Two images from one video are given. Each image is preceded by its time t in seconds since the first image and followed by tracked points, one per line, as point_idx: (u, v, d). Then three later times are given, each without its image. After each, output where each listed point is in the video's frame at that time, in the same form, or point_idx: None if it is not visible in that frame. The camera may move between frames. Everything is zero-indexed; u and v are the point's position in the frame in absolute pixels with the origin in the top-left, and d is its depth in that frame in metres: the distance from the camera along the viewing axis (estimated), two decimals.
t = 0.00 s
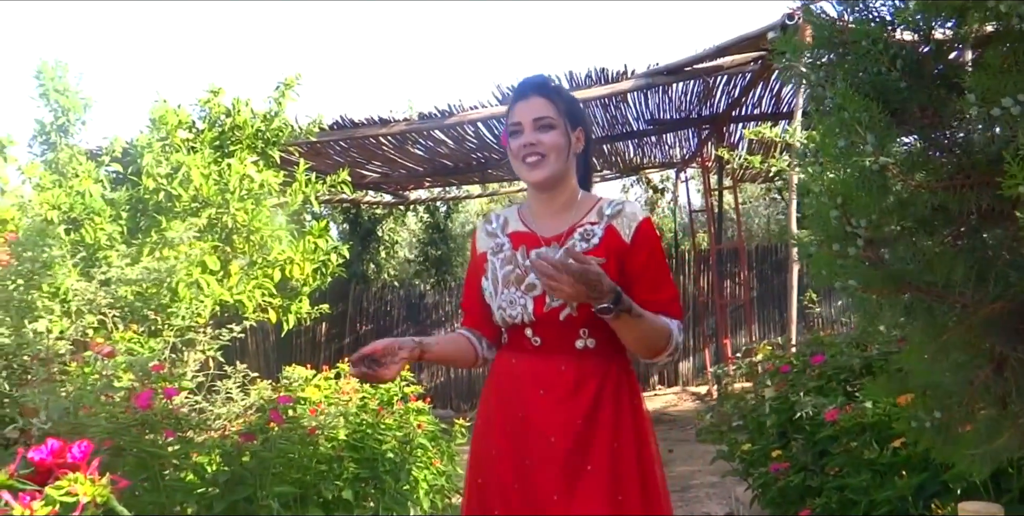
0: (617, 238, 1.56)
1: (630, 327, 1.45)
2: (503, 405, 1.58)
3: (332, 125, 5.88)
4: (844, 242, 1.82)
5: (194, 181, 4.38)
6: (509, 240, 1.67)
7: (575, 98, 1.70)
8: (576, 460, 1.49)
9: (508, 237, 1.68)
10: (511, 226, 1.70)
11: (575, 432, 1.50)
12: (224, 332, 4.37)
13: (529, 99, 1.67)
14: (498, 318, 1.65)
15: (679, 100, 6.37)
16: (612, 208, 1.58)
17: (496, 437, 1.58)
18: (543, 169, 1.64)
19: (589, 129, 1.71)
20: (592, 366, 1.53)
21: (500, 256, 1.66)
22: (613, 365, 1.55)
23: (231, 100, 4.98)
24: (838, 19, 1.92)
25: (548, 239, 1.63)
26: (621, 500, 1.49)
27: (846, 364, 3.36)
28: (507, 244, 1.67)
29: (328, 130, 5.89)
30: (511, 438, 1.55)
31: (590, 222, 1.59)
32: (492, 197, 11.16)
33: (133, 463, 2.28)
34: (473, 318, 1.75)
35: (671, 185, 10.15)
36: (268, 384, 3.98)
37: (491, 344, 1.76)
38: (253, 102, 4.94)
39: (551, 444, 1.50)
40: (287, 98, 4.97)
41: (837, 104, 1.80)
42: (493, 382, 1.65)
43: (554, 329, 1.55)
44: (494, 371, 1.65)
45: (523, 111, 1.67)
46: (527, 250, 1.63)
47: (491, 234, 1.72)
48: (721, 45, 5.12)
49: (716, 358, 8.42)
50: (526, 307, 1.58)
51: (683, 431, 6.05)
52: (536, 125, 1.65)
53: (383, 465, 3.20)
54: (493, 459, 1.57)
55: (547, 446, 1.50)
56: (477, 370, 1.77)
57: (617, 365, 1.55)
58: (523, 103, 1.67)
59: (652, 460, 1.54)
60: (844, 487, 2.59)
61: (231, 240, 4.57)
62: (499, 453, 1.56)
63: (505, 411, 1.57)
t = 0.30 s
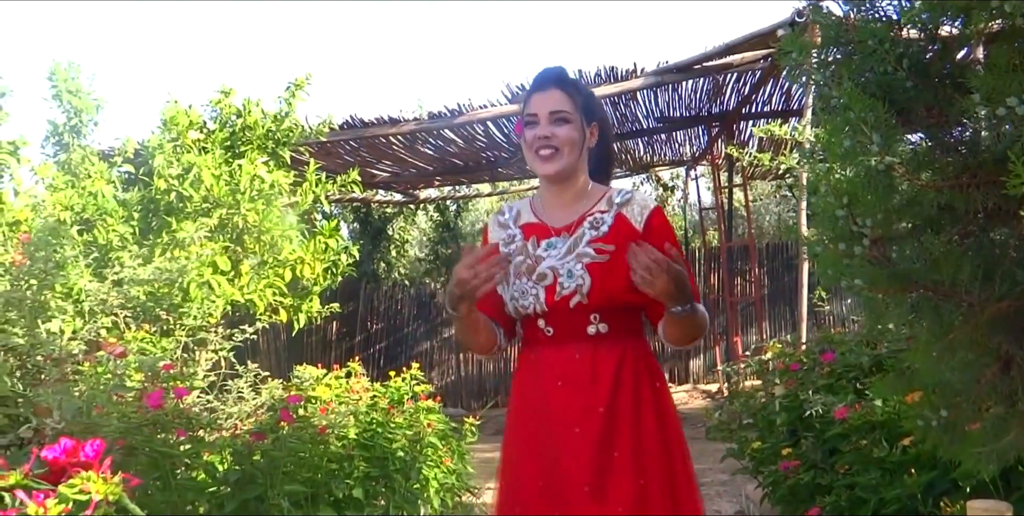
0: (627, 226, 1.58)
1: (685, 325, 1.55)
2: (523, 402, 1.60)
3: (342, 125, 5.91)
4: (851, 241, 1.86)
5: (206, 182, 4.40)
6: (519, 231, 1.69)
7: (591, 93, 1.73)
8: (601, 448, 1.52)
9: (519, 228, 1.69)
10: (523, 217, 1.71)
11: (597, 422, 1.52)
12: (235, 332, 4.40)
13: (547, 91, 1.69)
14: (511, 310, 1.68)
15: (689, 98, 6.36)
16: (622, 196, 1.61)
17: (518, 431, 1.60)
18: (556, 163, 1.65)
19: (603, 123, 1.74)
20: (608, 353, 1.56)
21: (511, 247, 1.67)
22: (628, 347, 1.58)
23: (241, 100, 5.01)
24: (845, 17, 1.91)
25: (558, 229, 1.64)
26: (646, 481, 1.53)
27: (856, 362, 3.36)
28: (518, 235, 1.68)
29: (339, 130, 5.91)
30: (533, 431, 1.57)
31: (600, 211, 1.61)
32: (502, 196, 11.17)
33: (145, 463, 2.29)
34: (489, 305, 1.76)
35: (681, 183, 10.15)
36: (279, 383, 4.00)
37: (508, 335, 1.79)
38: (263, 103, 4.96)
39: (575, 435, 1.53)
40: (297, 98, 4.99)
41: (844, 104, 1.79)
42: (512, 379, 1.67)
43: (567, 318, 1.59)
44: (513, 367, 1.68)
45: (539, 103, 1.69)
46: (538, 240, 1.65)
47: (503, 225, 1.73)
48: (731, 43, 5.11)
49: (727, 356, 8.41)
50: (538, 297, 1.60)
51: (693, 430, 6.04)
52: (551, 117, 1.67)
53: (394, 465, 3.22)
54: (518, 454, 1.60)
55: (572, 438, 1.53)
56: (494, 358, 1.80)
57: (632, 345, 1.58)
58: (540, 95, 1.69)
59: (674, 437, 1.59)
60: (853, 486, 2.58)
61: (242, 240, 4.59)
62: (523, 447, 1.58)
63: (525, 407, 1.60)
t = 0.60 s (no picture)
0: (630, 237, 1.59)
1: (665, 333, 1.52)
2: (528, 410, 1.61)
3: (339, 123, 5.91)
4: (848, 243, 1.81)
5: (203, 180, 4.40)
6: (523, 242, 1.70)
7: (587, 100, 1.72)
8: (605, 456, 1.53)
9: (522, 239, 1.71)
10: (525, 228, 1.72)
11: (603, 430, 1.53)
12: (233, 330, 4.40)
13: (542, 102, 1.69)
14: (514, 320, 1.69)
15: (686, 97, 6.37)
16: (624, 207, 1.61)
17: (523, 438, 1.61)
18: (556, 174, 1.66)
19: (599, 129, 1.73)
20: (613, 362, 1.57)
21: (515, 259, 1.69)
22: (632, 356, 1.59)
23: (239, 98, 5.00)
24: (842, 18, 1.91)
25: (561, 240, 1.65)
26: (649, 488, 1.54)
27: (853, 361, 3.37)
28: (521, 246, 1.69)
29: (336, 128, 5.92)
30: (539, 438, 1.58)
31: (603, 222, 1.62)
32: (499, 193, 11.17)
33: (143, 460, 2.32)
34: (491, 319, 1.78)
35: (677, 181, 10.16)
36: (276, 381, 4.01)
37: (512, 344, 1.78)
38: (260, 101, 4.96)
39: (580, 443, 1.53)
40: (294, 96, 4.99)
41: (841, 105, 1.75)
42: (516, 387, 1.68)
43: (571, 328, 1.59)
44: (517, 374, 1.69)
45: (536, 114, 1.69)
46: (541, 252, 1.65)
47: (505, 235, 1.75)
48: (728, 42, 5.12)
49: (723, 354, 8.43)
50: (542, 308, 1.61)
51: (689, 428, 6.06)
52: (548, 128, 1.67)
53: (390, 464, 3.22)
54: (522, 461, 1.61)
55: (576, 445, 1.54)
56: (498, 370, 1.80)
57: (636, 355, 1.59)
58: (536, 107, 1.69)
59: (677, 445, 1.60)
60: (849, 484, 2.59)
61: (239, 239, 4.59)
62: (528, 455, 1.59)
63: (530, 414, 1.61)
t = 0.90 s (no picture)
0: (626, 235, 1.58)
1: (629, 326, 1.48)
2: (514, 402, 1.62)
3: (336, 122, 5.91)
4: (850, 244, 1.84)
5: (199, 180, 4.39)
6: (519, 234, 1.72)
7: (584, 94, 1.71)
8: (588, 455, 1.54)
9: (518, 231, 1.72)
10: (521, 220, 1.74)
11: (588, 428, 1.54)
12: (228, 329, 4.39)
13: (539, 97, 1.69)
14: (506, 313, 1.68)
15: (681, 99, 6.38)
16: (622, 204, 1.62)
17: (507, 430, 1.62)
18: (554, 169, 1.66)
19: (598, 123, 1.73)
20: (601, 361, 1.58)
21: (509, 251, 1.70)
22: (621, 357, 1.59)
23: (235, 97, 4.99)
24: (845, 23, 1.91)
25: (557, 235, 1.66)
26: (631, 491, 1.54)
27: (849, 364, 3.38)
28: (517, 238, 1.71)
29: (332, 128, 5.91)
30: (524, 433, 1.59)
31: (600, 219, 1.62)
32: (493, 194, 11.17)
33: (140, 460, 2.33)
34: (482, 311, 1.80)
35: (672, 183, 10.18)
36: (272, 381, 4.00)
37: (497, 335, 1.80)
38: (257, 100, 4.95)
39: (563, 439, 1.54)
40: (290, 95, 4.98)
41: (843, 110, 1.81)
42: (502, 378, 1.68)
43: (563, 324, 1.59)
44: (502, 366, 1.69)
45: (533, 109, 1.68)
46: (536, 245, 1.67)
47: (500, 227, 1.76)
48: (725, 45, 5.14)
49: (716, 356, 8.44)
50: (535, 302, 1.61)
51: (683, 430, 6.07)
52: (545, 123, 1.67)
53: (386, 464, 3.22)
54: (506, 456, 1.61)
55: (560, 441, 1.55)
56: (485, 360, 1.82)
57: (624, 356, 1.60)
58: (533, 101, 1.69)
59: (659, 451, 1.61)
60: (845, 486, 2.60)
61: (235, 238, 4.58)
62: (513, 450, 1.60)
63: (516, 407, 1.62)
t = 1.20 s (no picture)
0: (621, 230, 1.59)
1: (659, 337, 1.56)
2: (512, 398, 1.63)
3: (321, 122, 5.89)
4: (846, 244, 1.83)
5: (184, 179, 4.36)
6: (514, 230, 1.70)
7: (583, 92, 1.73)
8: (587, 448, 1.54)
9: (513, 227, 1.71)
10: (517, 216, 1.73)
11: (586, 422, 1.54)
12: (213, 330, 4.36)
13: (538, 93, 1.70)
14: (502, 309, 1.69)
15: (666, 99, 6.41)
16: (616, 200, 1.62)
17: (506, 427, 1.62)
18: (550, 166, 1.67)
19: (597, 122, 1.74)
20: (598, 355, 1.58)
21: (505, 246, 1.69)
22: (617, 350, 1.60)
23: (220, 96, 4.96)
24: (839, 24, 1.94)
25: (552, 231, 1.66)
26: (629, 482, 1.55)
27: (835, 362, 3.40)
28: (512, 234, 1.69)
29: (317, 127, 5.89)
30: (522, 428, 1.60)
31: (595, 214, 1.62)
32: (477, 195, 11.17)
33: (129, 461, 2.31)
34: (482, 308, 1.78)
35: (655, 183, 10.23)
36: (258, 382, 3.98)
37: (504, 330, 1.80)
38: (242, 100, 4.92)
39: (562, 434, 1.55)
40: (276, 95, 4.96)
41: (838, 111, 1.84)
42: (500, 375, 1.68)
43: (559, 320, 1.60)
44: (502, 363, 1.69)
45: (531, 106, 1.69)
46: (532, 241, 1.66)
47: (496, 222, 1.75)
48: (710, 46, 5.17)
49: (700, 356, 8.48)
50: (530, 297, 1.61)
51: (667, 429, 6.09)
52: (543, 119, 1.68)
53: (374, 464, 3.21)
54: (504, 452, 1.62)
55: (559, 436, 1.55)
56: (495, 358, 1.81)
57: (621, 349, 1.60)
58: (532, 98, 1.70)
59: (655, 441, 1.62)
60: (831, 483, 2.61)
61: (220, 238, 4.56)
62: (510, 446, 1.60)
63: (514, 403, 1.62)
